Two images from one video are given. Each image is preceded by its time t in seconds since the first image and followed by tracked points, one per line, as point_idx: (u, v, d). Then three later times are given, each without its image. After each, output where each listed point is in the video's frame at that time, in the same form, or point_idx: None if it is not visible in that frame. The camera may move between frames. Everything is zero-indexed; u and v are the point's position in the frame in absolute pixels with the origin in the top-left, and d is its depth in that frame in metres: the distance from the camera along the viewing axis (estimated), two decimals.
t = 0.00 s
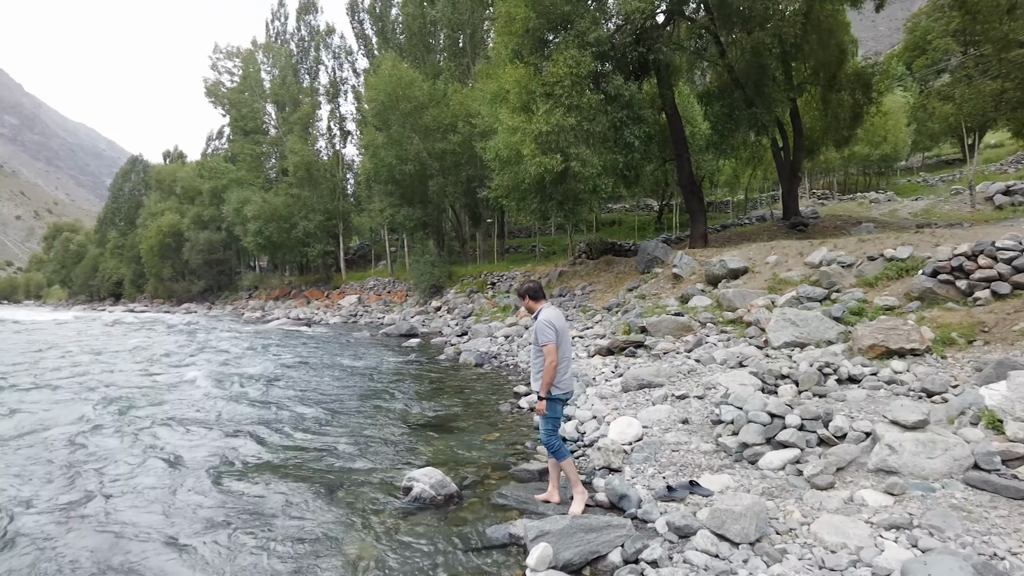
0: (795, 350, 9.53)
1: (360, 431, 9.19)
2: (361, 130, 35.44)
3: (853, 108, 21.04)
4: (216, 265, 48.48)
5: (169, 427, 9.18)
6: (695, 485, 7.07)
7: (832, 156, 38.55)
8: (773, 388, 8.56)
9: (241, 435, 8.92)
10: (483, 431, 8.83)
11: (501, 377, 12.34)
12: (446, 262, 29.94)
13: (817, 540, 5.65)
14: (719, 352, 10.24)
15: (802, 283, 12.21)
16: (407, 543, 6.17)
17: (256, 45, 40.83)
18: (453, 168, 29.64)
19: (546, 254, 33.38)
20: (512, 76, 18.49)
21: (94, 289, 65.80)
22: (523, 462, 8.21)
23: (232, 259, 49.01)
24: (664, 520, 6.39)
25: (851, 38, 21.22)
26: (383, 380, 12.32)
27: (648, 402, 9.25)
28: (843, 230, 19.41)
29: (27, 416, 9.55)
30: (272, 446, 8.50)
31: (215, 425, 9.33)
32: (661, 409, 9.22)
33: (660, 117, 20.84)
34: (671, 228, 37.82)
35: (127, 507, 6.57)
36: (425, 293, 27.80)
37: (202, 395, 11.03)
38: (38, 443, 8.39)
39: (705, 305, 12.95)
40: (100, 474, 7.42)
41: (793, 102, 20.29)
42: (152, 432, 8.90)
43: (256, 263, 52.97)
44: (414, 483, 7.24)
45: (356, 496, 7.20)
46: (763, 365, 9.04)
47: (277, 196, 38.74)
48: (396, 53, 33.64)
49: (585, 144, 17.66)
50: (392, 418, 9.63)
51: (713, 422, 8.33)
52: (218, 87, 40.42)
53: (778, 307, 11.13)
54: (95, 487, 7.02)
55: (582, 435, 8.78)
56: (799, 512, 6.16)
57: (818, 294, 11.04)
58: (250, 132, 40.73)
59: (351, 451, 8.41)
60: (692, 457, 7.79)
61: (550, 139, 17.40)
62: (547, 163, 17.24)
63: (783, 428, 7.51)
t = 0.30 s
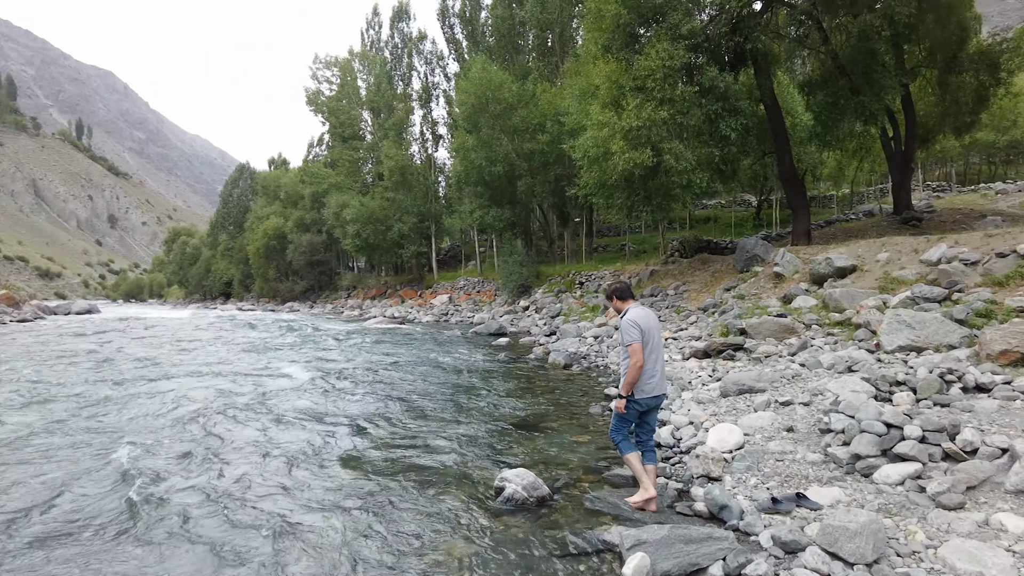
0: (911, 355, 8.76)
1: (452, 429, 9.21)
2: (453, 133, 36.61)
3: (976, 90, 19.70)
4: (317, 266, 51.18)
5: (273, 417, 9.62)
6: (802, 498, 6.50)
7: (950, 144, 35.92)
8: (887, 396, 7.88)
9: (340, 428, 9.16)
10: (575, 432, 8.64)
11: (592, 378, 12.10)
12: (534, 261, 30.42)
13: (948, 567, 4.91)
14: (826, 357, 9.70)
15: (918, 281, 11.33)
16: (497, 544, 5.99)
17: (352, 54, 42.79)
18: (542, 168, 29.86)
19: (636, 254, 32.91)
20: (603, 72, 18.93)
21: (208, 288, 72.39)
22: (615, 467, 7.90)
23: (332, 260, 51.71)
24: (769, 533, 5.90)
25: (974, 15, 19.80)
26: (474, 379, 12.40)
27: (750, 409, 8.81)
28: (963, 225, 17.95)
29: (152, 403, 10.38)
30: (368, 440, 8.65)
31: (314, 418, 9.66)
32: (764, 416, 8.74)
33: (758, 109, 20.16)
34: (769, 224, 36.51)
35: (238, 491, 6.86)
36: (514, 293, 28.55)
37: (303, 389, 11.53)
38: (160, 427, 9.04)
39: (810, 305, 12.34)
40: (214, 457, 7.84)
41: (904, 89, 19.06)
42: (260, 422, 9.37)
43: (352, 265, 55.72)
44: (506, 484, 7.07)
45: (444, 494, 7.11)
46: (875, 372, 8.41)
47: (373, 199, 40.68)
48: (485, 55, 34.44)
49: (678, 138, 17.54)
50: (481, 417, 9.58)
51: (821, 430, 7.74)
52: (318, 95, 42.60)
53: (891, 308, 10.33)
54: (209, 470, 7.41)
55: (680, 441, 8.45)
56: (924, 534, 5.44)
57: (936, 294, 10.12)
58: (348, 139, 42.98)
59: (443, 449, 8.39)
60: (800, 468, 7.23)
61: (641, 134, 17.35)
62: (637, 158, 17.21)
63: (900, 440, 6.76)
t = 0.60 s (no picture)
0: None
1: (526, 430, 9.08)
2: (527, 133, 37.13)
3: None
4: (395, 266, 52.82)
5: (352, 412, 9.80)
6: (901, 514, 5.86)
7: None
8: (1001, 406, 7.10)
9: (415, 425, 9.17)
10: (653, 436, 8.31)
11: (671, 383, 11.67)
12: (609, 260, 30.44)
13: None
14: (926, 361, 9.03)
15: None
16: (569, 548, 5.70)
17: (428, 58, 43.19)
18: (618, 166, 29.49)
19: (716, 253, 31.94)
20: (681, 65, 19.08)
21: (294, 288, 77.04)
22: (694, 474, 7.46)
23: (410, 261, 53.52)
24: (865, 551, 5.35)
25: None
26: (548, 381, 12.21)
27: (842, 417, 8.25)
28: None
29: (241, 395, 10.90)
30: (441, 438, 8.59)
31: (390, 414, 9.75)
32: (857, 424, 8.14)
33: (848, 99, 19.01)
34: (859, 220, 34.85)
35: (317, 481, 6.95)
36: (588, 292, 28.95)
37: (380, 387, 11.76)
38: (248, 418, 9.41)
39: (906, 306, 11.63)
40: (297, 448, 8.03)
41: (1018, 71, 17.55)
42: (339, 416, 9.57)
43: (430, 266, 57.38)
44: (580, 488, 6.77)
45: (512, 495, 6.87)
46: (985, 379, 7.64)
47: (450, 201, 42.04)
48: (560, 54, 34.57)
49: (761, 131, 17.49)
50: (556, 419, 9.40)
51: (923, 442, 7.09)
52: (396, 100, 43.38)
53: (1001, 310, 9.47)
54: (291, 461, 7.57)
55: (764, 448, 7.99)
56: None
57: None
58: (426, 142, 43.92)
59: (515, 450, 8.22)
60: (898, 482, 6.61)
61: (721, 128, 17.55)
62: (717, 154, 17.43)
63: (1018, 456, 6.05)
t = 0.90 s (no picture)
0: None
1: (584, 432, 8.87)
2: (586, 132, 37.13)
3: None
4: (455, 266, 54.05)
5: (408, 412, 9.79)
6: (993, 529, 5.21)
7: None
8: None
9: (472, 426, 9.06)
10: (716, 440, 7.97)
11: (737, 388, 11.23)
12: (670, 259, 30.11)
13: None
14: (1018, 366, 8.38)
15: None
16: (629, 553, 5.38)
17: (488, 59, 43.45)
18: (680, 163, 29.05)
19: (784, 252, 30.90)
20: (745, 58, 19.00)
21: (357, 288, 79.82)
22: (759, 479, 7.04)
23: (468, 261, 54.59)
24: (952, 568, 4.80)
25: None
26: (609, 383, 11.97)
27: (922, 423, 7.67)
28: None
29: (304, 392, 11.21)
30: (497, 440, 8.43)
31: (447, 415, 9.69)
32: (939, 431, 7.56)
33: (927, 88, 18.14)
34: (940, 214, 32.96)
35: (374, 476, 6.91)
36: (648, 292, 28.80)
37: (437, 387, 11.75)
38: (307, 414, 9.54)
39: (992, 307, 10.94)
40: (355, 443, 8.05)
41: None
42: (396, 415, 9.57)
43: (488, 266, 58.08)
44: (641, 492, 6.42)
45: (565, 497, 6.61)
46: None
47: (508, 202, 42.63)
48: (620, 50, 34.47)
49: (831, 124, 17.55)
50: (615, 423, 9.16)
51: (1016, 453, 6.45)
52: (456, 102, 43.92)
53: None
54: (348, 455, 7.57)
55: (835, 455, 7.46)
56: None
57: None
58: (484, 143, 44.39)
59: (571, 451, 8.00)
60: (988, 493, 5.95)
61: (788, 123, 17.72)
62: (783, 150, 17.53)
63: None
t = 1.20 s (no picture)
0: None
1: (630, 436, 8.59)
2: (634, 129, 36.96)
3: None
4: (500, 267, 54.62)
5: (446, 415, 9.62)
6: None
7: None
8: None
9: (511, 431, 8.80)
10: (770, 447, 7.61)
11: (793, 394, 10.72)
12: (720, 259, 29.70)
13: None
14: None
15: None
16: (676, 562, 4.95)
17: (533, 60, 43.74)
18: (730, 160, 28.52)
19: (840, 250, 29.82)
20: (797, 52, 18.96)
21: (404, 290, 81.48)
22: (818, 487, 6.51)
23: (513, 262, 55.03)
24: None
25: None
26: (658, 388, 11.62)
27: (994, 433, 7.11)
28: None
29: (350, 392, 11.32)
30: (534, 446, 8.13)
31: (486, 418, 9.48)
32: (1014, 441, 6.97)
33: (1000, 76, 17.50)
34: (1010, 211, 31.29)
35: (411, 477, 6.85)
36: (697, 293, 28.44)
37: (479, 389, 11.60)
38: (346, 417, 9.51)
39: None
40: (391, 447, 7.93)
41: None
42: (433, 419, 9.42)
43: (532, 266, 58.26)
44: (693, 497, 5.96)
45: (606, 503, 6.24)
46: None
47: (552, 202, 42.75)
48: (667, 47, 34.58)
49: (890, 119, 17.15)
50: (663, 428, 8.85)
51: None
52: (502, 103, 44.34)
53: None
54: (383, 459, 7.43)
55: (897, 463, 6.84)
56: None
57: None
58: (529, 143, 44.67)
59: (615, 456, 7.71)
60: None
61: (843, 119, 17.38)
62: (837, 148, 17.12)
63: None
